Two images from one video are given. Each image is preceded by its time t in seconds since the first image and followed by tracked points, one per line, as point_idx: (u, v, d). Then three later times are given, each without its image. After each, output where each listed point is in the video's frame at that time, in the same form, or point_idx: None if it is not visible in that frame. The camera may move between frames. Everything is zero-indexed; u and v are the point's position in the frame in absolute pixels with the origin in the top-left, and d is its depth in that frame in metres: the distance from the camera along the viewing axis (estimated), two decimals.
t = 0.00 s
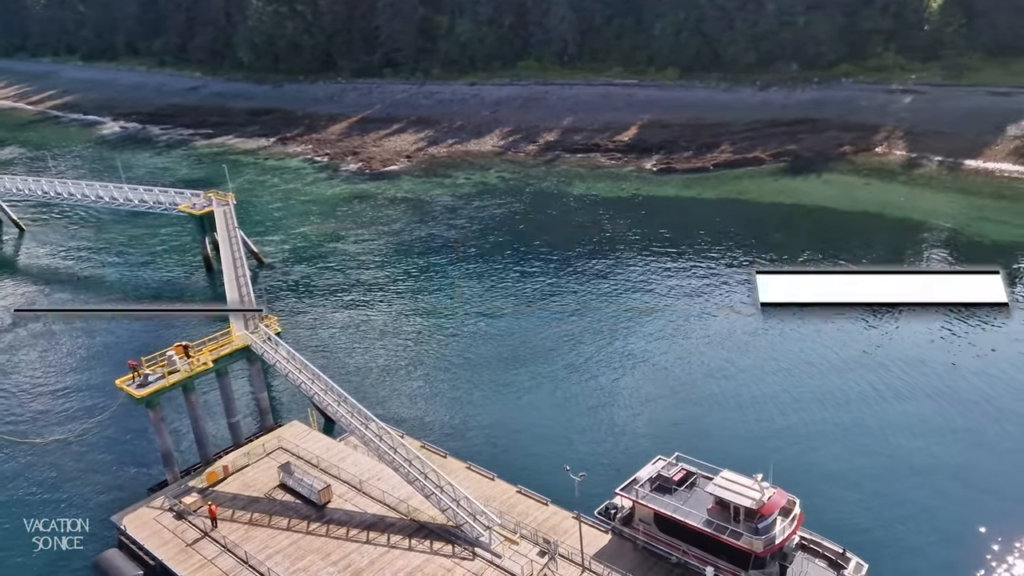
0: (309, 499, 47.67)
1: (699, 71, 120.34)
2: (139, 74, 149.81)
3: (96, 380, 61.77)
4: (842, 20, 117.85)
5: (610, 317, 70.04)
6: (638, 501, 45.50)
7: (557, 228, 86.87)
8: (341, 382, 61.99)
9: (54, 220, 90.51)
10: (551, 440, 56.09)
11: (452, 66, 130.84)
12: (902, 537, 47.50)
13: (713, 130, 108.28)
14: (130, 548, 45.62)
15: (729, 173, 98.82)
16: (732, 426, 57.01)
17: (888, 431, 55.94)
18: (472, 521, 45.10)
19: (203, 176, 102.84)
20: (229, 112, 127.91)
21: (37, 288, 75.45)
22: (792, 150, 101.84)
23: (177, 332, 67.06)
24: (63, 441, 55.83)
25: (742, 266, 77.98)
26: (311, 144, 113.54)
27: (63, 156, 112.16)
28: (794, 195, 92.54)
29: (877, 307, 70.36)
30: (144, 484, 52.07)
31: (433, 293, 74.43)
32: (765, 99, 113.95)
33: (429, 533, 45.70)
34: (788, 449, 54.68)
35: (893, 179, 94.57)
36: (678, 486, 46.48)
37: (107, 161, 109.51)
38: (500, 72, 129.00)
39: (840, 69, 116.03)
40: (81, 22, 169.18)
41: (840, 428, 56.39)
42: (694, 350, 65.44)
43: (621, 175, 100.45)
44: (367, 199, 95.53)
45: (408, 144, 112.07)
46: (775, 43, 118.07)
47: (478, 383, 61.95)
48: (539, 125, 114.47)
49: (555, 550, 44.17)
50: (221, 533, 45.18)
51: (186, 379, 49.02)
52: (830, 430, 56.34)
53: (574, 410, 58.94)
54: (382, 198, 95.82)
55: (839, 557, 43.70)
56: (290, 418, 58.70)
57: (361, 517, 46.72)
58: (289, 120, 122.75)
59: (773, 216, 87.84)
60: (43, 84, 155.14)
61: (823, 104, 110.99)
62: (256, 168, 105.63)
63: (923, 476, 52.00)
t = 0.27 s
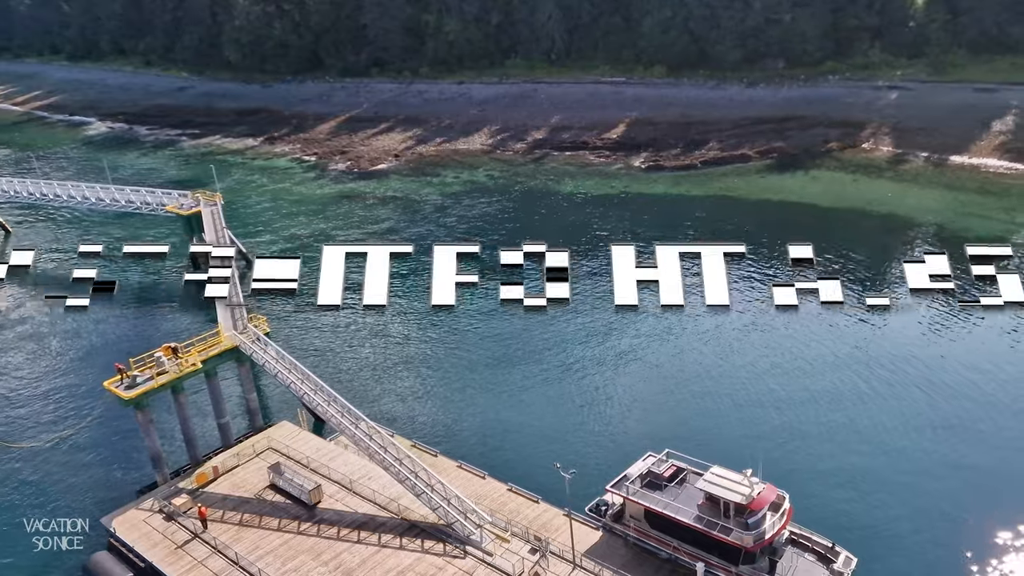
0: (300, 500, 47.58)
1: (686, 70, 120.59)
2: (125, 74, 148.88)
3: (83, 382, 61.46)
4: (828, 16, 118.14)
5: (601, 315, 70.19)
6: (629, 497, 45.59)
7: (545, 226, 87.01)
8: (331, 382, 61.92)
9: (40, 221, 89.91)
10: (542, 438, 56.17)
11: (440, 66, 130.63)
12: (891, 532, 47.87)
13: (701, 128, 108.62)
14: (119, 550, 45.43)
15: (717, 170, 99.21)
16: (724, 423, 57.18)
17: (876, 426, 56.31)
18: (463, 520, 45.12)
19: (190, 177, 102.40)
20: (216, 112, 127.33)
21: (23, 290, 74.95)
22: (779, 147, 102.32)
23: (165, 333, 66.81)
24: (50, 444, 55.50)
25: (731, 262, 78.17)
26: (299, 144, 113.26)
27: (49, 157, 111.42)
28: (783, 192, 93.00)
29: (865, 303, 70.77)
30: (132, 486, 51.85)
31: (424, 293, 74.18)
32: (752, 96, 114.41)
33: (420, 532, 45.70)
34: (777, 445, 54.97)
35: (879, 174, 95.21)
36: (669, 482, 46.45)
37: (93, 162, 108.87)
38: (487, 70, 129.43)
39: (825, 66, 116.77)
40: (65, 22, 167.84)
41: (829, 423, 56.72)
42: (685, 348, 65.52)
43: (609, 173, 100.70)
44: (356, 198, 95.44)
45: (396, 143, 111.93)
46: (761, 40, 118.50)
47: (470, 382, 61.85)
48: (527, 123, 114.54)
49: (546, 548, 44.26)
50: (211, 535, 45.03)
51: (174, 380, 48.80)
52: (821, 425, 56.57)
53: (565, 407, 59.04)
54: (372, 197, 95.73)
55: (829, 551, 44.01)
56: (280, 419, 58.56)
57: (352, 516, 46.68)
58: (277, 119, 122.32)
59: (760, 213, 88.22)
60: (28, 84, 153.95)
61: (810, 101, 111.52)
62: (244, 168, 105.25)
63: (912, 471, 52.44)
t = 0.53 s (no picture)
0: (291, 499, 47.49)
1: (674, 66, 121.21)
2: (112, 74, 147.93)
3: (72, 383, 61.17)
4: (815, 12, 118.36)
5: (592, 312, 70.36)
6: (621, 493, 45.73)
7: (535, 223, 87.04)
8: (322, 381, 61.83)
9: (27, 222, 89.36)
10: (534, 434, 56.23)
11: (428, 63, 130.67)
12: (882, 522, 48.05)
13: (689, 124, 108.80)
14: (110, 552, 45.24)
15: (706, 166, 99.43)
16: (715, 418, 57.34)
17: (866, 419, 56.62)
18: (455, 517, 45.12)
19: (179, 176, 101.94)
20: (204, 111, 126.71)
21: (10, 292, 74.50)
22: (767, 142, 102.66)
23: (155, 334, 66.54)
24: (39, 446, 55.20)
25: (718, 259, 78.43)
26: (287, 143, 112.87)
27: (35, 158, 110.68)
28: (771, 187, 93.32)
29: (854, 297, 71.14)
30: (123, 487, 51.65)
31: (416, 292, 74.08)
32: (740, 92, 114.69)
33: (412, 530, 45.69)
34: (767, 438, 55.17)
35: (867, 169, 95.67)
36: (660, 477, 46.63)
37: (80, 162, 108.22)
38: (475, 68, 129.35)
39: (812, 62, 117.19)
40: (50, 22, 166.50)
41: (820, 416, 57.00)
42: (676, 344, 65.68)
43: (598, 169, 100.87)
44: (347, 196, 95.27)
45: (385, 141, 111.70)
46: (749, 36, 118.68)
47: (462, 380, 61.84)
48: (516, 121, 114.50)
49: (538, 544, 44.34)
50: (203, 535, 44.88)
51: (164, 381, 48.60)
52: (811, 420, 56.78)
53: (557, 404, 59.12)
54: (361, 196, 95.54)
55: (819, 544, 44.22)
56: (271, 418, 58.42)
57: (344, 515, 46.64)
58: (265, 118, 121.85)
59: (748, 208, 88.46)
60: (13, 85, 152.82)
61: (798, 96, 111.87)
62: (232, 168, 104.84)
63: (902, 462, 52.61)
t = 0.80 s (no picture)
0: (284, 498, 47.45)
1: (662, 60, 121.02)
2: (98, 73, 146.96)
3: (63, 385, 60.88)
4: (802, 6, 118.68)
5: (583, 307, 70.47)
6: (613, 487, 45.96)
7: (526, 219, 87.03)
8: (313, 378, 61.74)
9: (14, 223, 88.82)
10: (526, 430, 56.31)
11: (417, 60, 130.44)
12: (874, 512, 48.35)
13: (678, 118, 108.88)
14: (103, 552, 45.10)
15: (696, 160, 99.63)
16: (708, 412, 57.42)
17: (856, 410, 56.94)
18: (448, 514, 45.19)
19: (167, 175, 101.51)
20: (192, 109, 126.08)
21: None
22: (756, 136, 102.92)
23: (145, 334, 66.31)
24: (31, 448, 54.92)
25: (703, 256, 78.00)
26: (276, 141, 112.45)
27: (22, 158, 109.95)
28: (759, 181, 93.61)
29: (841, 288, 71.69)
30: (114, 488, 51.51)
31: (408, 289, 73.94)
32: (728, 85, 114.86)
33: (405, 527, 45.72)
34: (758, 431, 55.35)
35: (856, 162, 96.10)
36: (652, 471, 46.92)
37: (68, 162, 107.58)
38: (463, 64, 128.90)
39: (800, 55, 117.42)
40: (35, 20, 165.25)
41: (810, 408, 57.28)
42: (666, 339, 65.67)
43: (589, 164, 101.01)
44: (338, 193, 95.07)
45: (374, 138, 111.44)
46: (737, 30, 119.00)
47: (454, 378, 61.73)
48: (506, 116, 114.42)
49: (532, 539, 44.43)
50: (196, 535, 44.78)
51: (155, 381, 48.37)
52: (803, 413, 56.85)
53: (549, 399, 59.19)
54: (352, 193, 95.34)
55: (812, 536, 44.39)
56: (263, 417, 58.27)
57: (337, 513, 46.64)
58: (254, 116, 121.35)
59: (737, 202, 88.68)
60: None
61: (786, 89, 112.14)
62: (221, 166, 104.44)
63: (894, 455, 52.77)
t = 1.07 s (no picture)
0: (277, 497, 47.40)
1: (648, 54, 120.97)
2: (82, 73, 145.78)
3: (52, 387, 60.60)
4: None
5: (574, 301, 70.57)
6: (606, 480, 46.19)
7: (515, 215, 86.94)
8: (304, 377, 61.59)
9: None
10: (519, 425, 56.34)
11: (403, 57, 129.12)
12: (865, 500, 48.71)
13: (666, 111, 108.97)
14: (96, 555, 44.94)
15: (683, 153, 99.72)
16: (701, 405, 57.53)
17: (846, 399, 57.26)
18: (442, 510, 45.23)
19: (153, 175, 100.97)
20: (178, 109, 125.36)
21: None
22: (743, 128, 103.12)
23: (135, 335, 66.08)
24: (21, 451, 54.66)
25: (698, 253, 77.29)
26: (263, 139, 112.02)
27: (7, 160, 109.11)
28: (747, 172, 93.94)
29: (829, 277, 72.19)
30: (106, 490, 51.37)
31: (398, 285, 74.07)
32: (715, 78, 114.98)
33: (399, 524, 45.73)
34: (749, 422, 55.59)
35: (843, 152, 96.48)
36: (644, 463, 47.18)
37: (53, 163, 106.85)
38: (450, 60, 128.30)
39: (786, 46, 117.58)
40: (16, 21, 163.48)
41: (800, 399, 57.55)
42: (660, 334, 65.49)
43: (577, 158, 101.06)
44: (326, 191, 94.84)
45: (361, 135, 111.14)
46: (722, 22, 119.45)
47: (447, 375, 61.59)
48: (493, 112, 114.28)
49: (525, 533, 44.58)
50: (189, 536, 44.68)
51: (145, 383, 48.14)
52: (796, 406, 56.90)
53: (541, 394, 59.23)
54: (341, 191, 95.07)
55: (803, 524, 44.70)
56: (254, 417, 58.10)
57: (330, 511, 46.61)
58: (240, 114, 120.76)
59: (725, 194, 88.91)
60: None
61: (772, 80, 112.39)
62: (208, 166, 103.97)
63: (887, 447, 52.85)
